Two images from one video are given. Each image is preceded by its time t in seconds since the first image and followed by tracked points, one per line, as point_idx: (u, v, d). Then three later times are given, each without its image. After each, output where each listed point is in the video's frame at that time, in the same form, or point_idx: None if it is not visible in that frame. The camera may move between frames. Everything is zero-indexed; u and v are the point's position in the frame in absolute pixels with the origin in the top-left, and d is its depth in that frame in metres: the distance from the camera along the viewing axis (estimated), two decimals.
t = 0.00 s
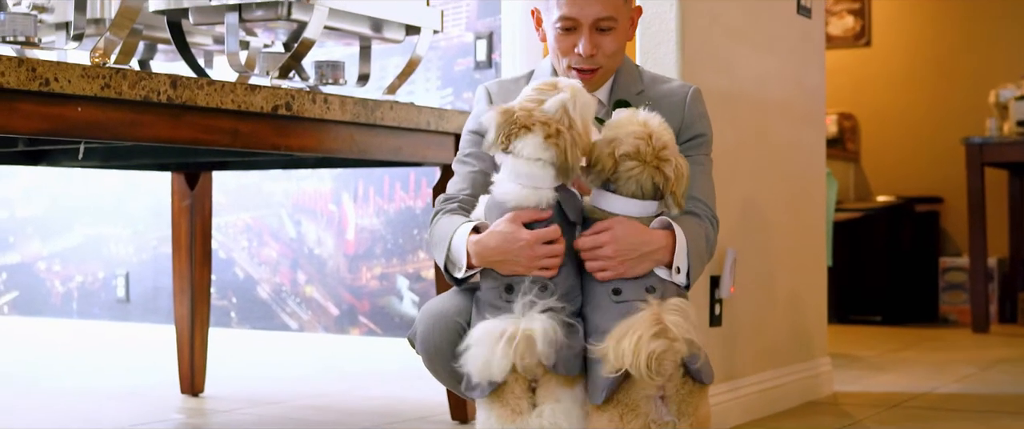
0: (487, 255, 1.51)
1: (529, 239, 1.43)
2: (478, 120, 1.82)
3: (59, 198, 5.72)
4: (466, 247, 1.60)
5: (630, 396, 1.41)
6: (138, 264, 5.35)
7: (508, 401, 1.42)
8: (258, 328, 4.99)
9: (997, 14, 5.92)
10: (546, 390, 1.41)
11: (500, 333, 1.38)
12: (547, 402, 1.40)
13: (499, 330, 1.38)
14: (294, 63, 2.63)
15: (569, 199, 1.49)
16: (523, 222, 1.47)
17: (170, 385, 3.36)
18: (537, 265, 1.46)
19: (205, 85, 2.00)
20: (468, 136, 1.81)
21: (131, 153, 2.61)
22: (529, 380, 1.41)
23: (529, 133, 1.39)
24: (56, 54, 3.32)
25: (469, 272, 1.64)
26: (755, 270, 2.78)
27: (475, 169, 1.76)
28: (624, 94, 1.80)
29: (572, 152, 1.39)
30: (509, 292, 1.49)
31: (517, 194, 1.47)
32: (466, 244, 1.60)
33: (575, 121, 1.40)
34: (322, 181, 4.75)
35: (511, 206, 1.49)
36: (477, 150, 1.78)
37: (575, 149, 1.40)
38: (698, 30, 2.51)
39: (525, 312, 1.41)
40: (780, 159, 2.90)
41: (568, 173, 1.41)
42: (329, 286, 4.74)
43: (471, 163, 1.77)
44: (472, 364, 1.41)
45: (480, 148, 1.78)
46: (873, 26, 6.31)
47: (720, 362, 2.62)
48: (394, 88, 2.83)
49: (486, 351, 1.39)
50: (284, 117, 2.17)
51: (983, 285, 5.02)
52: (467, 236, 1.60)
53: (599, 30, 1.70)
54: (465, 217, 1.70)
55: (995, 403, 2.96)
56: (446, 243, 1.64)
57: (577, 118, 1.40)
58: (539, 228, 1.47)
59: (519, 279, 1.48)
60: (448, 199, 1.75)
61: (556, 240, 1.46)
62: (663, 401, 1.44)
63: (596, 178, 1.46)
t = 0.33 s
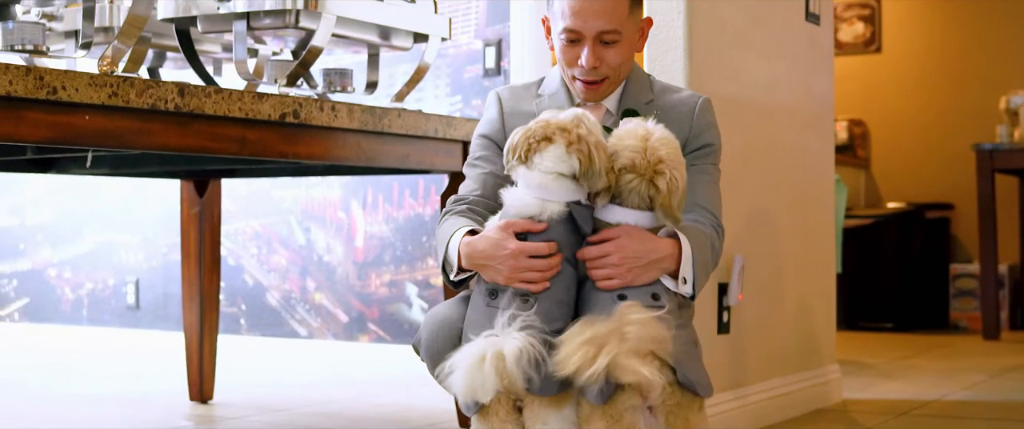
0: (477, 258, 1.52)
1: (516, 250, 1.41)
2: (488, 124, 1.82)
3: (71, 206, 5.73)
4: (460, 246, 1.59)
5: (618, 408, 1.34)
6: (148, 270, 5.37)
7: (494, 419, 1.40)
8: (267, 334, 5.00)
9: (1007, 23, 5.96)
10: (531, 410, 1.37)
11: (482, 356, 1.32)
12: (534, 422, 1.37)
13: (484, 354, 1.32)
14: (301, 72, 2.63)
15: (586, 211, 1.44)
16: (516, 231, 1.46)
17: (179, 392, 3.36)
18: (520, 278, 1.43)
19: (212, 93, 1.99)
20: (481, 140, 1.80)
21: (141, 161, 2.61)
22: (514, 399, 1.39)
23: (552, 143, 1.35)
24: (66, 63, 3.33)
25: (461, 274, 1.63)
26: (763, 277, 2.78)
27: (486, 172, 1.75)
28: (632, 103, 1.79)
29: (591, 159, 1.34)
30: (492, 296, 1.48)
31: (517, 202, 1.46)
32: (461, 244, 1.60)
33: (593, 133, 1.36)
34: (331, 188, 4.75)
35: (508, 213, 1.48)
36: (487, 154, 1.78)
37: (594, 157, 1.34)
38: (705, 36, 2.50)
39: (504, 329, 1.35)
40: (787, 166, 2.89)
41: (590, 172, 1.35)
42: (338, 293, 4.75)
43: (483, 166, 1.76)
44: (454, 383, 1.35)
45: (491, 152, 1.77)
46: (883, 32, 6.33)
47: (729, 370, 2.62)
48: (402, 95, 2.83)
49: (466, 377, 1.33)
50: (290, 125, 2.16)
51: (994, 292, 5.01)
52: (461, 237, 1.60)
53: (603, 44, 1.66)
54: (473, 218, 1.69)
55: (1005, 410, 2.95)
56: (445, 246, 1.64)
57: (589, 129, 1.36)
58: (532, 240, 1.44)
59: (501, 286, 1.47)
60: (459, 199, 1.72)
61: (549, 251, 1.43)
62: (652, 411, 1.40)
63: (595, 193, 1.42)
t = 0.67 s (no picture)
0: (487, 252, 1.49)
1: (530, 246, 1.40)
2: (491, 132, 1.77)
3: (78, 212, 5.74)
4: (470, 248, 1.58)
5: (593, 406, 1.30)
6: (156, 277, 5.38)
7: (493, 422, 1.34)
8: (274, 340, 5.00)
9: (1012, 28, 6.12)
10: (534, 412, 1.33)
11: (494, 350, 1.30)
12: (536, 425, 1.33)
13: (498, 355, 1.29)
14: (306, 78, 2.63)
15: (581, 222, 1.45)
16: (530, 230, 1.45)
17: (184, 398, 3.36)
18: (531, 274, 1.41)
19: (217, 100, 1.95)
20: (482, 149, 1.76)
21: (147, 168, 2.62)
22: (517, 401, 1.34)
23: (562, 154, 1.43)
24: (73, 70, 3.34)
25: (471, 277, 1.60)
26: (768, 284, 2.78)
27: (490, 182, 1.72)
28: (636, 111, 1.71)
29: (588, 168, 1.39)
30: (502, 292, 1.44)
31: (538, 200, 1.46)
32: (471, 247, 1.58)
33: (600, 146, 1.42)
34: (337, 194, 4.76)
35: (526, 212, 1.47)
36: (492, 164, 1.74)
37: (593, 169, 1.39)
38: (709, 43, 2.50)
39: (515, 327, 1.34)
40: (793, 173, 2.89)
41: (590, 186, 1.40)
42: (344, 299, 4.75)
43: (486, 175, 1.73)
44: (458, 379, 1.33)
45: (496, 162, 1.74)
46: (890, 38, 6.47)
47: (734, 377, 2.62)
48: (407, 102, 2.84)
49: (470, 377, 1.31)
50: (294, 132, 2.12)
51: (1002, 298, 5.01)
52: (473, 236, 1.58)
53: (610, 55, 1.59)
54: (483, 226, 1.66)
55: (1011, 417, 2.95)
56: (454, 252, 1.62)
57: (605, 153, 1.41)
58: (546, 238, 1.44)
59: (511, 281, 1.44)
60: (465, 210, 1.68)
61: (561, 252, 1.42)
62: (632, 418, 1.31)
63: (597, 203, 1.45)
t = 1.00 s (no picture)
0: (497, 267, 1.49)
1: (539, 269, 1.41)
2: (496, 141, 1.75)
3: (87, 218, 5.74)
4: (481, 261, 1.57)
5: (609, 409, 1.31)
6: (164, 282, 5.39)
7: None
8: (282, 346, 5.01)
9: (1019, 33, 6.12)
10: None
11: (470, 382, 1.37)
12: None
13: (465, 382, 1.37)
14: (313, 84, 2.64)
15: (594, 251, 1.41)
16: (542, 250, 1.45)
17: (192, 403, 3.36)
18: (534, 298, 1.42)
19: (222, 107, 1.94)
20: (489, 160, 1.74)
21: (153, 174, 2.63)
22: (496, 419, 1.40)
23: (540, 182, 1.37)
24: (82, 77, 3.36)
25: (484, 291, 1.58)
26: (775, 290, 2.77)
27: (500, 191, 1.70)
28: (641, 125, 1.67)
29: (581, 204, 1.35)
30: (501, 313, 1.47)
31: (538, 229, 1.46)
32: (481, 260, 1.57)
33: (566, 168, 1.35)
34: (345, 200, 4.76)
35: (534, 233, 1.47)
36: (498, 172, 1.72)
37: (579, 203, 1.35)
38: (716, 49, 2.50)
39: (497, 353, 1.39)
40: (800, 177, 2.89)
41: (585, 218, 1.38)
42: (352, 305, 4.76)
43: (494, 185, 1.71)
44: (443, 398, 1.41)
45: (502, 171, 1.72)
46: (900, 43, 6.47)
47: (741, 383, 2.62)
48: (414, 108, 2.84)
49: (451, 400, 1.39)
50: (300, 138, 2.10)
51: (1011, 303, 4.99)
52: (481, 252, 1.58)
53: (617, 67, 1.54)
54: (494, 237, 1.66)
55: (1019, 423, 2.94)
56: (467, 264, 1.62)
57: (600, 180, 1.34)
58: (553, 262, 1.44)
59: (512, 304, 1.46)
60: (476, 219, 1.69)
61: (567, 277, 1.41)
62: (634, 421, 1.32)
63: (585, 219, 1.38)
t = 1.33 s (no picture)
0: (534, 288, 1.43)
1: (579, 296, 1.38)
2: (503, 148, 1.74)
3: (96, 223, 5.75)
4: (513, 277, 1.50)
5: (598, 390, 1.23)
6: (174, 287, 5.41)
7: None
8: (292, 350, 5.02)
9: None
10: None
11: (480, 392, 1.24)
12: None
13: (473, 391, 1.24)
14: (320, 90, 2.63)
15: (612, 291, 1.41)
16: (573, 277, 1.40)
17: (200, 408, 3.36)
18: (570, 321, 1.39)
19: (230, 113, 1.92)
20: (497, 167, 1.73)
21: (161, 180, 2.63)
22: None
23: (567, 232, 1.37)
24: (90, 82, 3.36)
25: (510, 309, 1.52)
26: (783, 293, 2.77)
27: (508, 200, 1.69)
28: (658, 142, 1.66)
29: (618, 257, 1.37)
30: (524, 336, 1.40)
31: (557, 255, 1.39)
32: (513, 275, 1.50)
33: (594, 217, 1.36)
34: (354, 205, 4.76)
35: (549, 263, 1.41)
36: (506, 180, 1.71)
37: (619, 251, 1.36)
38: (724, 54, 2.50)
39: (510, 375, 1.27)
40: (809, 182, 2.88)
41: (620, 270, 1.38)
42: (361, 309, 4.76)
43: (502, 194, 1.70)
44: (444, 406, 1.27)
45: (511, 179, 1.71)
46: (909, 47, 6.47)
47: (749, 387, 2.61)
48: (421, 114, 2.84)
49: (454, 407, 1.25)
50: (308, 145, 2.09)
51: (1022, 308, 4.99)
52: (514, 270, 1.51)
53: (637, 90, 1.51)
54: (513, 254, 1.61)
55: None
56: (491, 282, 1.55)
57: (622, 227, 1.36)
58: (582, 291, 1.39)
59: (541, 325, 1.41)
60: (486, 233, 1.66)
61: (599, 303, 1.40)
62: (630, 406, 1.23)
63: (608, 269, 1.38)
